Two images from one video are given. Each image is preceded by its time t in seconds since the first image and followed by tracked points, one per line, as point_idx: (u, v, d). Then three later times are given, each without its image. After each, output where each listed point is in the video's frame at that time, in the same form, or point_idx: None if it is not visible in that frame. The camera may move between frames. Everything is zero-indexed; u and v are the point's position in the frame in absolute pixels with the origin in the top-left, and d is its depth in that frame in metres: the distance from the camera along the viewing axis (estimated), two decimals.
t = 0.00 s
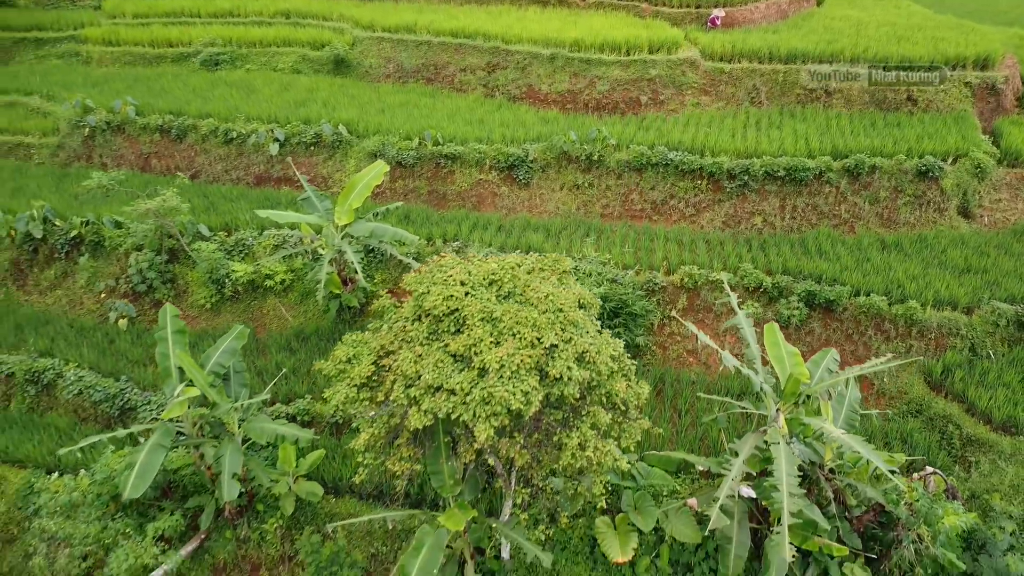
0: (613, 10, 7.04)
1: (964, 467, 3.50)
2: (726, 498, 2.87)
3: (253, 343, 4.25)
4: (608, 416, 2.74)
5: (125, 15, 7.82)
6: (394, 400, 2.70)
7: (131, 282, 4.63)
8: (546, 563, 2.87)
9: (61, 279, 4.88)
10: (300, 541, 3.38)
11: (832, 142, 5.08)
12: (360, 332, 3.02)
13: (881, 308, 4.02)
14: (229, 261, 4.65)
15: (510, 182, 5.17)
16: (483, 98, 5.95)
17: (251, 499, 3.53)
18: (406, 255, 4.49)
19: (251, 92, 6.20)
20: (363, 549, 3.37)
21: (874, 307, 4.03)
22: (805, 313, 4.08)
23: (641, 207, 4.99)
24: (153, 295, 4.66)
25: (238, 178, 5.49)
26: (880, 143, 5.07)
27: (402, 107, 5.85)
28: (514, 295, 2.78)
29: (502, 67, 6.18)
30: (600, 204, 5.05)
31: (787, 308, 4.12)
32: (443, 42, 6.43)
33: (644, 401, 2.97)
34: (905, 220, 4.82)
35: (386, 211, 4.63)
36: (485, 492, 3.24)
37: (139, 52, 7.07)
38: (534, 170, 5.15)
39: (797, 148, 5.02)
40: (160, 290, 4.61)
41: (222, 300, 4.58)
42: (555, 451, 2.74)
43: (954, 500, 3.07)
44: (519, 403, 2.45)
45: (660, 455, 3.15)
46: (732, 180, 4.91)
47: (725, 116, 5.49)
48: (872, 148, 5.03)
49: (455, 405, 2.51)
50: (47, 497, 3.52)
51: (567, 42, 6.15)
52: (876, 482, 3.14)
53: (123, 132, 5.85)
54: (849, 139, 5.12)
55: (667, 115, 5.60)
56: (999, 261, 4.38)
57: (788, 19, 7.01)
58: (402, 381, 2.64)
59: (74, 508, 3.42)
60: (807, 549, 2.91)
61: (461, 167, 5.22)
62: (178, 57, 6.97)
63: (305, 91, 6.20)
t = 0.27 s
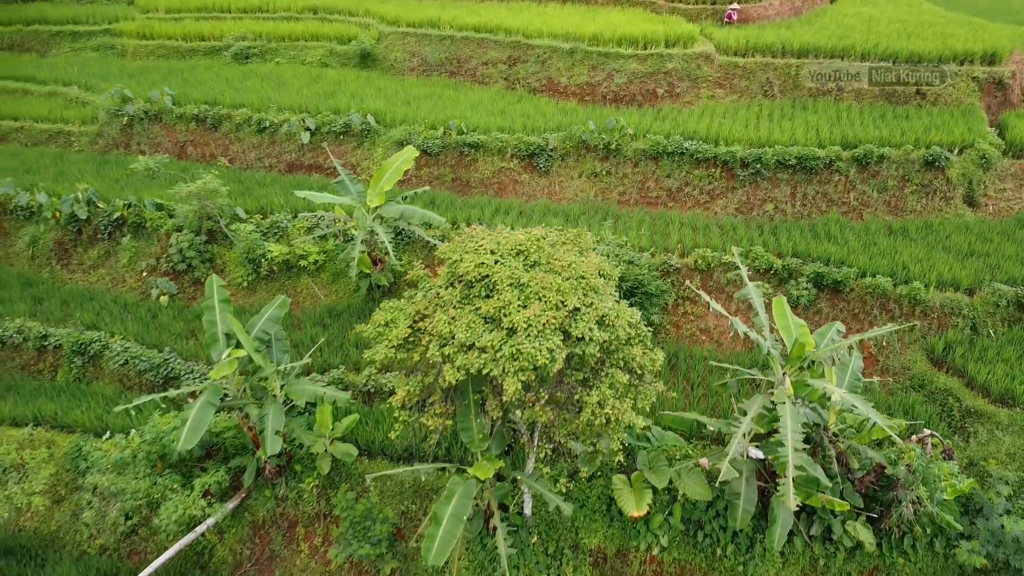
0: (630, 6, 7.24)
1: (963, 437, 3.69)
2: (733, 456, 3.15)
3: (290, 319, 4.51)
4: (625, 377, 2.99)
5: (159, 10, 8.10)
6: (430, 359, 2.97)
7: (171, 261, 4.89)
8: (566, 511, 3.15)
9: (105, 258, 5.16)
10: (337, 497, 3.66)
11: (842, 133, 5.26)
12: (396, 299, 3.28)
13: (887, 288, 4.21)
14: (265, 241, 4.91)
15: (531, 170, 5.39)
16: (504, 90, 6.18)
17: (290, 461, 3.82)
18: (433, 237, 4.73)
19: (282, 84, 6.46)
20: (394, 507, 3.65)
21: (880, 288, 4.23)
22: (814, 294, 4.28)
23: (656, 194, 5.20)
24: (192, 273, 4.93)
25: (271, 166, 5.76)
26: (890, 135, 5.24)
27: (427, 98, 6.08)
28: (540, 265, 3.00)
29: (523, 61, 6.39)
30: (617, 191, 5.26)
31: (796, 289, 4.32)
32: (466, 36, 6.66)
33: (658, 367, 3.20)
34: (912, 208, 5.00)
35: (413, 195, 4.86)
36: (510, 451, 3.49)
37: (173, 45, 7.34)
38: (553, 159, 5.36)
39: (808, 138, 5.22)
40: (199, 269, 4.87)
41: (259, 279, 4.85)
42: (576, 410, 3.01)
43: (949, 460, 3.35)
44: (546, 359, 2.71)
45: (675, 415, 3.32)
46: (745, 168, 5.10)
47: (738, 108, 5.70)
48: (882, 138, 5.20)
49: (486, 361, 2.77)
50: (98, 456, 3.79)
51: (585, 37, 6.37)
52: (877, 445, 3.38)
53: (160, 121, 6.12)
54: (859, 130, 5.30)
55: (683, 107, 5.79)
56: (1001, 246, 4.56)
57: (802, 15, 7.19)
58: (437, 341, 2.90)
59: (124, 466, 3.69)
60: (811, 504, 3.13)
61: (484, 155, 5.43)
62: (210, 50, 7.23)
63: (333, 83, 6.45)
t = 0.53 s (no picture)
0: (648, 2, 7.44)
1: (963, 409, 3.88)
2: (742, 419, 3.41)
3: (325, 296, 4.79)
4: (642, 343, 3.22)
5: (190, 5, 8.37)
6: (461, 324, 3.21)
7: (209, 242, 5.16)
8: (585, 467, 3.42)
9: (145, 239, 5.43)
10: (369, 457, 4.01)
11: (852, 124, 5.44)
12: (429, 270, 3.53)
13: (893, 270, 4.40)
14: (298, 224, 5.18)
15: (550, 159, 5.60)
16: (525, 83, 6.39)
17: (325, 426, 4.17)
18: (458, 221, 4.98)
19: (311, 76, 6.71)
20: (423, 468, 3.99)
21: (886, 270, 4.42)
22: (822, 276, 4.48)
23: (672, 182, 5.42)
24: (229, 254, 5.20)
25: (301, 154, 6.01)
26: (899, 126, 5.41)
27: (450, 90, 6.30)
28: (564, 237, 3.21)
29: (544, 54, 6.61)
30: (634, 179, 5.46)
31: (805, 271, 4.52)
32: (487, 31, 6.89)
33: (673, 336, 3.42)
34: (919, 197, 5.17)
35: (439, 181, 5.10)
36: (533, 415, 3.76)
37: (204, 38, 7.61)
38: (572, 148, 5.58)
39: (818, 129, 5.40)
40: (236, 250, 5.14)
41: (292, 260, 5.12)
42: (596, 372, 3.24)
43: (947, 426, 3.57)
44: (569, 321, 2.94)
45: (689, 381, 3.52)
46: (758, 156, 5.29)
47: (752, 100, 5.90)
48: (891, 129, 5.38)
49: (514, 324, 3.01)
50: (151, 416, 4.22)
51: (604, 32, 6.59)
52: (881, 413, 3.58)
53: (195, 111, 6.38)
54: (869, 121, 5.47)
55: (698, 98, 5.99)
56: (1004, 232, 4.73)
57: (816, 11, 7.37)
58: (468, 306, 3.14)
59: (173, 427, 4.10)
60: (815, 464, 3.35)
61: (505, 144, 5.64)
62: (241, 44, 7.49)
63: (360, 76, 6.70)
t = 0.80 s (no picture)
0: None
1: (964, 384, 4.07)
2: (751, 387, 3.64)
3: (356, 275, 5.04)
4: (658, 312, 3.43)
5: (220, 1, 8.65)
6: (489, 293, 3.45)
7: (244, 224, 5.44)
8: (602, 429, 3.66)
9: (182, 221, 5.71)
10: (399, 423, 4.26)
11: (862, 116, 5.63)
12: (458, 246, 3.79)
13: (899, 253, 4.59)
14: (329, 208, 5.45)
15: (570, 148, 5.81)
16: (545, 76, 6.61)
17: (357, 395, 4.42)
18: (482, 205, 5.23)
19: (339, 69, 6.96)
20: (449, 435, 4.25)
21: (892, 253, 4.61)
22: (831, 259, 4.67)
23: (687, 170, 5.62)
24: (263, 236, 5.47)
25: (330, 143, 6.24)
26: (907, 117, 5.60)
27: (473, 82, 6.53)
28: (586, 212, 3.43)
29: (563, 48, 6.83)
30: (650, 167, 5.67)
31: (815, 254, 4.72)
32: (508, 26, 7.12)
33: (688, 308, 3.63)
34: (926, 186, 5.34)
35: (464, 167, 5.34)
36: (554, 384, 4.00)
37: (234, 33, 7.88)
38: (591, 137, 5.79)
39: (829, 120, 5.60)
40: (269, 232, 5.41)
41: (324, 242, 5.39)
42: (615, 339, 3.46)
43: (945, 394, 3.84)
44: (591, 289, 3.17)
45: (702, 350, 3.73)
46: (771, 146, 5.50)
47: (765, 92, 6.10)
48: (900, 120, 5.56)
49: (539, 292, 3.24)
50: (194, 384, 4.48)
51: (622, 27, 6.82)
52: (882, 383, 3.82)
53: (228, 101, 6.64)
54: (878, 113, 5.65)
55: (713, 91, 6.19)
56: (1008, 219, 4.90)
57: (829, 7, 7.55)
58: (496, 277, 3.38)
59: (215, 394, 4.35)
60: (822, 430, 3.59)
61: (526, 133, 5.87)
62: (270, 38, 7.75)
63: (385, 69, 6.94)
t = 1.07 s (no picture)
0: None
1: (965, 360, 4.25)
2: (760, 358, 3.85)
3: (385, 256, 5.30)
4: (673, 286, 3.64)
5: None
6: (513, 267, 3.68)
7: (277, 209, 5.72)
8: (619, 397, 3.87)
9: (217, 205, 5.99)
10: (426, 394, 4.52)
11: (871, 109, 5.81)
12: (484, 224, 4.01)
13: (905, 237, 4.78)
14: (358, 194, 5.69)
15: (588, 138, 6.02)
16: (564, 69, 6.83)
17: (387, 366, 4.67)
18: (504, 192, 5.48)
19: (364, 62, 7.20)
20: (473, 406, 4.50)
21: (898, 238, 4.81)
22: (839, 244, 4.86)
23: (701, 159, 5.82)
24: (295, 221, 5.75)
25: (356, 132, 6.48)
26: (915, 110, 5.77)
27: (494, 75, 6.75)
28: (606, 191, 3.64)
29: (581, 42, 7.05)
30: (666, 156, 5.87)
31: (824, 239, 4.90)
32: (528, 22, 7.36)
33: (701, 283, 3.84)
34: (933, 175, 5.51)
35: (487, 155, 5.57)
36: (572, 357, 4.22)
37: (263, 28, 8.15)
38: (608, 127, 6.00)
39: (839, 113, 5.79)
40: (301, 217, 5.71)
41: (352, 226, 5.64)
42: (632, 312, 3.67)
43: (944, 365, 4.01)
44: (609, 262, 3.38)
45: (715, 324, 3.95)
46: (782, 137, 5.70)
47: (777, 85, 6.30)
48: (907, 113, 5.74)
49: (560, 265, 3.46)
50: (233, 356, 4.74)
51: (639, 22, 7.05)
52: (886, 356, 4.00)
53: (258, 93, 6.90)
54: (887, 106, 5.83)
55: (727, 84, 6.38)
56: (1012, 206, 5.07)
57: (842, 3, 7.72)
58: (520, 251, 3.60)
59: (254, 363, 4.63)
60: (828, 399, 3.78)
61: (545, 124, 6.09)
62: (297, 33, 8.00)
63: (409, 62, 7.17)
